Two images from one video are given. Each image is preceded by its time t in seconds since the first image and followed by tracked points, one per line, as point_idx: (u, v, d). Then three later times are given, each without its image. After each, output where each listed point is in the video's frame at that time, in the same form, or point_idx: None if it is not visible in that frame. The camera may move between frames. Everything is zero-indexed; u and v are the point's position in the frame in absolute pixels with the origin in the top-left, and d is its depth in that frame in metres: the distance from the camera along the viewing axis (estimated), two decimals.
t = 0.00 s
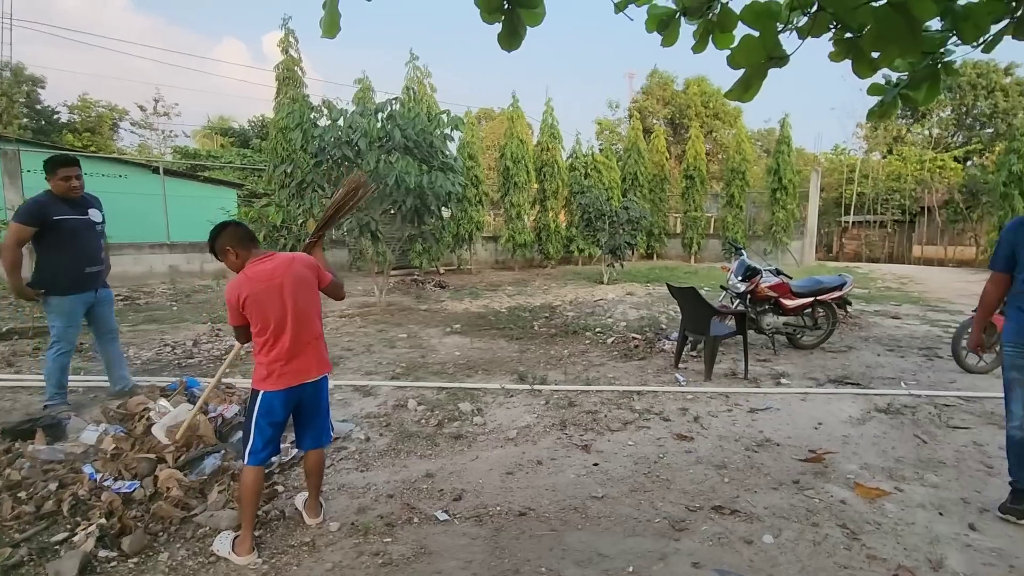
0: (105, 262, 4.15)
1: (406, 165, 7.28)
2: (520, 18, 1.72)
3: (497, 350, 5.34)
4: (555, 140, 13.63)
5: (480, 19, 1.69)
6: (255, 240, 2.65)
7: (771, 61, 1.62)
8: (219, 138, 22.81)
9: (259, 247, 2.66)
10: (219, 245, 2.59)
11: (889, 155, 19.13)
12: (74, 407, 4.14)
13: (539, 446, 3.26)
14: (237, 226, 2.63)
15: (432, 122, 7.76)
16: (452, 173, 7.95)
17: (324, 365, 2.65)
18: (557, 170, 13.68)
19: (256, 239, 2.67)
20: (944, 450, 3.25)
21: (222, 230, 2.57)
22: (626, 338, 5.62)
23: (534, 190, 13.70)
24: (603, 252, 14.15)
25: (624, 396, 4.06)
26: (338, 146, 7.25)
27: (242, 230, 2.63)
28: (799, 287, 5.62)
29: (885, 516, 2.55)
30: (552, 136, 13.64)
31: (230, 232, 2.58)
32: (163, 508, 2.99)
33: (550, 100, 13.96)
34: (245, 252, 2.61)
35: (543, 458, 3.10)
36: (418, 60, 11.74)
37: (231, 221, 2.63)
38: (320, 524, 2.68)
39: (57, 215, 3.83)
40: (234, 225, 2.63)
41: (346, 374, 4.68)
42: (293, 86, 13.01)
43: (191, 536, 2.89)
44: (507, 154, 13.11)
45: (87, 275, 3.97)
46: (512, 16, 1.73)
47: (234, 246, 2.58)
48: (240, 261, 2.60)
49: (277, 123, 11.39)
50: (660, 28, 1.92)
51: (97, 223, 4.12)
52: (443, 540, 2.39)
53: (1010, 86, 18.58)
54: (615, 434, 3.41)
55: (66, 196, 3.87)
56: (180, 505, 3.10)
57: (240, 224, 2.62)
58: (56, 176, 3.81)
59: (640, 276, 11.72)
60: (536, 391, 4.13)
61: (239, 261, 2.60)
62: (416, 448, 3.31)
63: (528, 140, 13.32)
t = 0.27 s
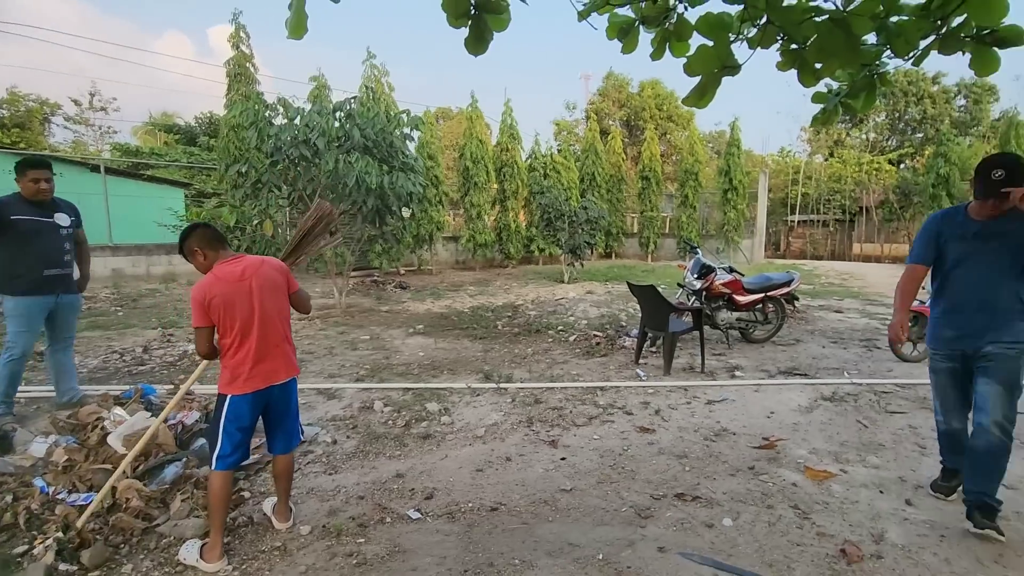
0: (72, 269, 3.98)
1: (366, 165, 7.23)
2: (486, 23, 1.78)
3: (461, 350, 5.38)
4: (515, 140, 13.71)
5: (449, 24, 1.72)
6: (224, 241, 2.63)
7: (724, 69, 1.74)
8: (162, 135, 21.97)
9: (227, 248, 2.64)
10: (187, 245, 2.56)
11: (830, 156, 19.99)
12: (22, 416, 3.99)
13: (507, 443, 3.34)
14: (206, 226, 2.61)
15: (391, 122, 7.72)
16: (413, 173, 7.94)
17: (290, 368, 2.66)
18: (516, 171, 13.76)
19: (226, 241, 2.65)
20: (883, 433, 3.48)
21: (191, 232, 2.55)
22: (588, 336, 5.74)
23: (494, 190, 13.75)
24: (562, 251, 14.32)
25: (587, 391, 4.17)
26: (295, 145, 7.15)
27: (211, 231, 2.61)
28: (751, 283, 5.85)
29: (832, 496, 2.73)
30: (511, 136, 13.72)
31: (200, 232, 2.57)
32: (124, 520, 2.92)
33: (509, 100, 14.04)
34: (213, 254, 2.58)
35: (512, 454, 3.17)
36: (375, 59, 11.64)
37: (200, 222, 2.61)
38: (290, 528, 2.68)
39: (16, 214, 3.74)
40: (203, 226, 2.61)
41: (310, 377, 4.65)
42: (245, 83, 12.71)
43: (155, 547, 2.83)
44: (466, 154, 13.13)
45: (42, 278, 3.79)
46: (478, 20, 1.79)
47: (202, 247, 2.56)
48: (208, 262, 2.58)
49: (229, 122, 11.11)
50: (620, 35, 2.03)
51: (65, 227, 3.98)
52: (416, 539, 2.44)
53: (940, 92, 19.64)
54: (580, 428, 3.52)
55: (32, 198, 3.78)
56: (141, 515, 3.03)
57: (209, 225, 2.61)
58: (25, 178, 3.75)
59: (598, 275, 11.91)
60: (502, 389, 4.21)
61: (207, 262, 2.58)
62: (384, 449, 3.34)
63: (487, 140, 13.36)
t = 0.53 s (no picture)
0: (38, 269, 3.87)
1: (338, 161, 7.18)
2: (462, 22, 1.80)
3: (436, 347, 5.40)
4: (488, 137, 13.71)
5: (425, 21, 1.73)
6: (187, 239, 2.61)
7: (693, 70, 1.80)
8: (122, 127, 21.33)
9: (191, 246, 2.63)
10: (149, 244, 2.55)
11: (794, 156, 20.48)
12: None
13: (483, 437, 3.38)
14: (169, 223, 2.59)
15: (364, 117, 7.68)
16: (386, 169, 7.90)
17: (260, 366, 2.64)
18: (490, 167, 13.75)
19: (189, 238, 2.64)
20: (845, 421, 3.61)
21: (152, 230, 2.53)
22: (563, 331, 5.81)
23: (468, 187, 13.74)
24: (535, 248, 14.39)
25: (561, 386, 4.23)
26: (266, 140, 7.05)
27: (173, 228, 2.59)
28: (720, 279, 5.99)
29: (797, 482, 2.83)
30: (485, 133, 13.72)
31: (161, 230, 2.55)
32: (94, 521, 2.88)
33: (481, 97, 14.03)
34: (176, 252, 2.57)
35: (489, 448, 3.22)
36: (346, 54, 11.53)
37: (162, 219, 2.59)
38: (267, 525, 2.67)
39: None
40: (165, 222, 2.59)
41: (283, 375, 4.62)
42: (211, 76, 12.47)
43: (127, 547, 2.80)
44: (439, 150, 13.09)
45: None
46: (454, 18, 1.80)
47: (165, 245, 2.55)
48: (172, 261, 2.57)
49: (196, 116, 10.89)
50: (593, 35, 2.07)
51: (33, 226, 3.87)
52: (396, 532, 2.47)
53: (899, 95, 20.27)
54: (555, 422, 3.57)
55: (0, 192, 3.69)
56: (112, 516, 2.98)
57: (171, 223, 2.58)
58: None
59: (571, 271, 12.01)
60: (478, 385, 4.24)
61: (171, 260, 2.57)
62: (361, 446, 3.36)
63: (460, 137, 13.34)
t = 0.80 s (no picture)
0: (12, 262, 3.81)
1: (321, 156, 7.15)
2: (447, 19, 1.80)
3: (421, 343, 5.40)
4: (472, 133, 13.69)
5: (409, 18, 1.74)
6: (155, 235, 2.57)
7: (674, 69, 1.81)
8: (96, 121, 20.91)
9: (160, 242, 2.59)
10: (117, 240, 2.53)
11: (774, 154, 20.73)
12: None
13: (468, 433, 3.40)
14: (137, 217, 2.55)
15: (346, 112, 7.64)
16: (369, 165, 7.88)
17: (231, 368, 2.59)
18: (473, 164, 13.73)
19: (160, 231, 2.60)
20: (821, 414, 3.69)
21: (119, 224, 2.50)
22: (546, 328, 5.84)
23: (451, 183, 13.71)
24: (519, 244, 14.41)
25: (544, 382, 4.26)
26: (246, 134, 6.98)
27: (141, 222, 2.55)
28: (701, 275, 6.06)
29: (775, 472, 2.90)
30: (468, 130, 13.70)
31: (129, 224, 2.51)
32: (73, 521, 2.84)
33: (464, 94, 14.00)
34: (143, 247, 2.54)
35: (473, 443, 3.24)
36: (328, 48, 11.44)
37: (130, 211, 2.56)
38: (251, 522, 2.67)
39: None
40: (135, 216, 2.55)
41: (265, 372, 4.59)
42: (189, 69, 12.30)
43: (109, 546, 2.78)
44: (422, 146, 13.05)
45: None
46: (438, 14, 1.80)
47: (132, 240, 2.51)
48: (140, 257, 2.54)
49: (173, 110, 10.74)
50: (576, 33, 2.09)
51: (4, 220, 3.82)
52: (381, 526, 2.48)
53: (875, 95, 20.65)
54: (538, 417, 3.60)
55: None
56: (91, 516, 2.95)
57: (140, 218, 2.54)
58: None
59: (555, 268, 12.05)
60: (462, 381, 4.26)
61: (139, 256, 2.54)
62: (345, 442, 3.36)
63: (443, 133, 13.31)
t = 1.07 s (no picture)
0: None
1: (306, 152, 7.11)
2: (435, 15, 1.80)
3: (407, 341, 5.40)
4: (458, 130, 13.65)
5: (396, 14, 1.73)
6: (131, 230, 2.54)
7: (659, 68, 1.83)
8: (73, 115, 20.55)
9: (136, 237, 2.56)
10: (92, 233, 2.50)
11: (758, 152, 20.92)
12: None
13: (455, 430, 3.41)
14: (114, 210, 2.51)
15: (331, 108, 7.60)
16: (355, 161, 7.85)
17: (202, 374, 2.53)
18: (460, 160, 13.69)
19: (137, 227, 2.57)
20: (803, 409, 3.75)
21: (94, 216, 2.47)
22: (533, 324, 5.86)
23: (438, 180, 13.67)
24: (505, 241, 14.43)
25: (530, 378, 4.28)
26: (229, 129, 6.91)
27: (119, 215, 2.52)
28: (686, 272, 6.11)
29: (758, 466, 2.94)
30: (455, 126, 13.66)
31: (106, 217, 2.48)
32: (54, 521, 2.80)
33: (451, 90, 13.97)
34: (119, 241, 2.51)
35: (460, 440, 3.25)
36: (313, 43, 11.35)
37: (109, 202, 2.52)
38: (237, 521, 2.66)
39: None
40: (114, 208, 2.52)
41: (250, 370, 4.56)
42: (170, 62, 12.14)
43: (92, 546, 2.74)
44: (408, 143, 13.00)
45: None
46: (425, 10, 1.80)
47: (107, 234, 2.48)
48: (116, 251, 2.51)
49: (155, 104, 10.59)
50: (563, 31, 2.10)
51: None
52: (369, 523, 2.49)
53: (857, 95, 20.94)
54: (525, 414, 3.62)
55: None
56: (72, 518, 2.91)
57: (117, 212, 2.51)
58: None
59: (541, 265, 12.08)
60: (449, 378, 4.27)
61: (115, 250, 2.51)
62: (332, 440, 3.35)
63: (430, 130, 13.27)
